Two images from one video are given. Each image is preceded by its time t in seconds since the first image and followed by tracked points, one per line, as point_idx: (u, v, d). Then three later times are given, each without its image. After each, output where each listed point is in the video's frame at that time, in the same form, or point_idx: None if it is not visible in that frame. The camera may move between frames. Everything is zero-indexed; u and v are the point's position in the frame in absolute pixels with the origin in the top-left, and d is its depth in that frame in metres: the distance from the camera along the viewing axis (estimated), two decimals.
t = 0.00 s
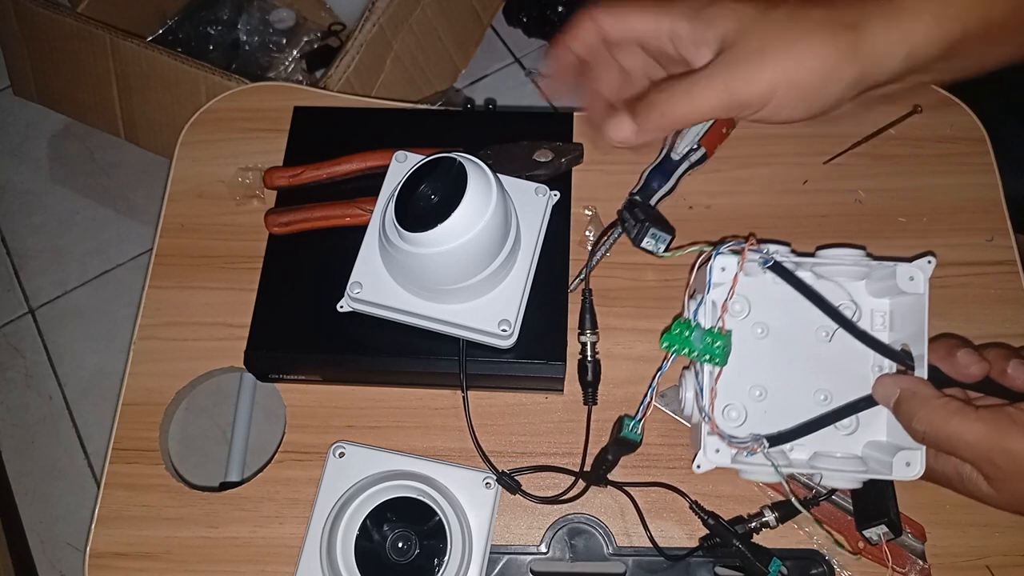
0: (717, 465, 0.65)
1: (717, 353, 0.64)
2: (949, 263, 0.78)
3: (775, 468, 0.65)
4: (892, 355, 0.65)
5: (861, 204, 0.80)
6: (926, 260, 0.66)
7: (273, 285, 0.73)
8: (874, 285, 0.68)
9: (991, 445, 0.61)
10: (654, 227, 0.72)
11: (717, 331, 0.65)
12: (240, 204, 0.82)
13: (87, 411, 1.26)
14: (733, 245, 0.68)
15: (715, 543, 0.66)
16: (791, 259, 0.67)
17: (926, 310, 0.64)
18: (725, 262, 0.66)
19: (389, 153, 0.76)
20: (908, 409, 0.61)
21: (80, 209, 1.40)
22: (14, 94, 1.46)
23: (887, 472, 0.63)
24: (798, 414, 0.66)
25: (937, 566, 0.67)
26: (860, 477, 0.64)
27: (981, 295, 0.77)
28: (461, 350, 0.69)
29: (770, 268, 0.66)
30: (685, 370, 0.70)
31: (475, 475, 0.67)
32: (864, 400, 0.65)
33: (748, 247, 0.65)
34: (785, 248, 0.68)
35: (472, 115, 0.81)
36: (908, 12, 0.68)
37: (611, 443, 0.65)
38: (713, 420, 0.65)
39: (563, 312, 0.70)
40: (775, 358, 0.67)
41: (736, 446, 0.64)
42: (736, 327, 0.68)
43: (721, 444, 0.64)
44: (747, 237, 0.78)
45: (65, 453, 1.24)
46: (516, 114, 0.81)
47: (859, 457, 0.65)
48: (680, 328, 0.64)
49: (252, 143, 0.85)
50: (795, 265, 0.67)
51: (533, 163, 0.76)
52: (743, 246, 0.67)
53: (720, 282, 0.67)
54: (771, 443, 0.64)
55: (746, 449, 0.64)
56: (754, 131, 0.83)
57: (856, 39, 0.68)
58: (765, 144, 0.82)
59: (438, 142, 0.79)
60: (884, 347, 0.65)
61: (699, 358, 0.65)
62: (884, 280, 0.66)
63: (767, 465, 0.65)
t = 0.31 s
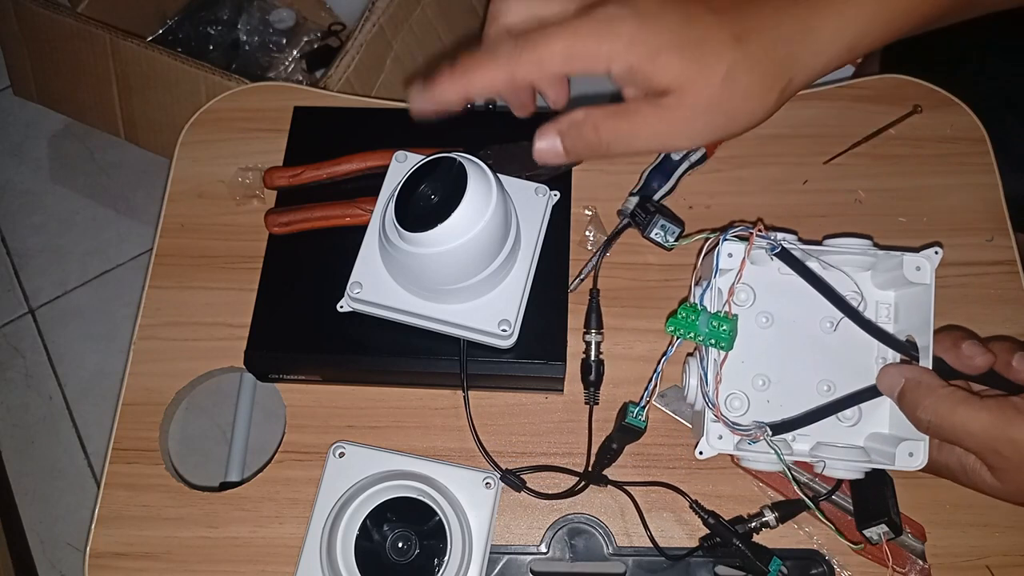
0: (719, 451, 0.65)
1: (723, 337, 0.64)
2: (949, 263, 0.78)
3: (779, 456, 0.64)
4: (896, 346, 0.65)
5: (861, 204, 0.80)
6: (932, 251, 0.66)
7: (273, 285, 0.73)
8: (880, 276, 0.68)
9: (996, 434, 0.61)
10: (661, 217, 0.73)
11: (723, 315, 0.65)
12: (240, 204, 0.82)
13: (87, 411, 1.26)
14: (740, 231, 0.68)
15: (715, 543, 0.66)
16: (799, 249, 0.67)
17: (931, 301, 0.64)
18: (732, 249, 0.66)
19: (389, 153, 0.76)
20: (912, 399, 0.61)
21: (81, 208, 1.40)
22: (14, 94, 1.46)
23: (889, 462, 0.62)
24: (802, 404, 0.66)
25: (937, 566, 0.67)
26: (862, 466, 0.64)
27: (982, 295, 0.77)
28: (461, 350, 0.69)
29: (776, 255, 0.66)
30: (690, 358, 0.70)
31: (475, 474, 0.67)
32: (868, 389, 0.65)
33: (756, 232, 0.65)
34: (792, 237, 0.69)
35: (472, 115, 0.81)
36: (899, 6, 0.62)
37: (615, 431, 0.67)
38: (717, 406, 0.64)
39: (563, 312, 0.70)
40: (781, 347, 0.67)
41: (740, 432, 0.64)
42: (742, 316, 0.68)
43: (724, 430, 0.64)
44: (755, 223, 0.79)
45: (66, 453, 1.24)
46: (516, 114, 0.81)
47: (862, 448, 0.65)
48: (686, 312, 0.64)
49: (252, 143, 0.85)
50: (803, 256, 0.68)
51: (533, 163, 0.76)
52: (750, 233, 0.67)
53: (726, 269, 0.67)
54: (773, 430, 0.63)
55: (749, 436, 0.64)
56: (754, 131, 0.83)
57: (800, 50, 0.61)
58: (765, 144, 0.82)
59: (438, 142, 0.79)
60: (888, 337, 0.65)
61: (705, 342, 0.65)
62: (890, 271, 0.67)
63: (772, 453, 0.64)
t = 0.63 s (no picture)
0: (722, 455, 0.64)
1: (725, 340, 0.65)
2: (948, 263, 0.78)
3: (781, 460, 0.64)
4: (897, 348, 0.65)
5: (861, 204, 0.80)
6: (933, 253, 0.66)
7: (273, 285, 0.73)
8: (880, 279, 0.68)
9: (998, 436, 0.61)
10: (664, 219, 0.74)
11: (724, 318, 0.65)
12: (240, 204, 0.82)
13: (86, 411, 1.26)
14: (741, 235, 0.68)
15: (715, 543, 0.66)
16: (800, 252, 0.67)
17: (932, 302, 0.64)
18: (733, 252, 0.66)
19: (390, 153, 0.76)
20: (915, 402, 0.62)
21: (80, 208, 1.40)
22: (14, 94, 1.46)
23: (891, 465, 0.63)
24: (803, 407, 0.66)
25: (937, 566, 0.67)
26: (864, 470, 0.64)
27: (982, 295, 0.77)
28: (461, 350, 0.69)
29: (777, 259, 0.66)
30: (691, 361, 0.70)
31: (475, 474, 0.67)
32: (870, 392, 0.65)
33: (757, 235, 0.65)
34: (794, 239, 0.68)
35: (472, 115, 0.81)
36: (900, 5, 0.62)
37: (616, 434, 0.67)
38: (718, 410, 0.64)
39: (563, 312, 0.70)
40: (782, 350, 0.67)
41: (741, 436, 0.64)
42: (743, 319, 0.68)
43: (726, 434, 0.64)
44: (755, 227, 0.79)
45: (65, 453, 1.24)
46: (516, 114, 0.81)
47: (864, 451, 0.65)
48: (687, 315, 0.64)
49: (252, 143, 0.85)
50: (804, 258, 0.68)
51: (533, 163, 0.76)
52: (751, 236, 0.67)
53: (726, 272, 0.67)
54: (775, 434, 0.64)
55: (752, 439, 0.64)
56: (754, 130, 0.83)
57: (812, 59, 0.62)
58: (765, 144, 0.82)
59: (438, 142, 0.79)
60: (889, 339, 0.65)
61: (707, 345, 0.65)
62: (891, 273, 0.67)
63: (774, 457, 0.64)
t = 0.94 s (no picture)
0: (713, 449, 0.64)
1: (716, 335, 0.65)
2: (949, 263, 0.78)
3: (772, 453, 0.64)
4: (890, 344, 0.65)
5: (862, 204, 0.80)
6: (926, 249, 0.66)
7: (273, 285, 0.73)
8: (873, 275, 0.68)
9: (987, 434, 0.60)
10: (656, 217, 0.74)
11: (716, 313, 0.65)
12: (240, 204, 0.82)
13: (86, 411, 1.26)
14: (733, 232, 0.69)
15: (715, 543, 0.66)
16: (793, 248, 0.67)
17: (925, 298, 0.65)
18: (726, 247, 0.67)
19: (389, 153, 0.76)
20: (904, 397, 0.62)
21: (80, 208, 1.40)
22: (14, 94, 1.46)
23: (883, 459, 0.63)
24: (796, 402, 0.66)
25: (937, 566, 0.67)
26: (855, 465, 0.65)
27: (982, 295, 0.77)
28: (461, 350, 0.69)
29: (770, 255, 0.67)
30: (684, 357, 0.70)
31: (475, 475, 0.67)
32: (862, 388, 0.65)
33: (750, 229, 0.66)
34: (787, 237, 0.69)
35: (472, 115, 0.81)
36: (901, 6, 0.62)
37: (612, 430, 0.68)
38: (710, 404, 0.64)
39: (563, 312, 0.70)
40: (775, 345, 0.67)
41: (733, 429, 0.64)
42: (735, 313, 0.68)
43: (718, 428, 0.64)
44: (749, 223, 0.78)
45: (66, 453, 1.24)
46: (517, 114, 0.81)
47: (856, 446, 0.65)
48: (679, 310, 0.65)
49: (252, 143, 0.85)
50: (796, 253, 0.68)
51: (533, 163, 0.76)
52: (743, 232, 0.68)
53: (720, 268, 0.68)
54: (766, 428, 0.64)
55: (743, 433, 0.63)
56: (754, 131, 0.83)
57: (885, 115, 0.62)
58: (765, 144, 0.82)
59: (438, 142, 0.79)
60: (881, 335, 0.66)
61: (698, 340, 0.65)
62: (883, 269, 0.67)
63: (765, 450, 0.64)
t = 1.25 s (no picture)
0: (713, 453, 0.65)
1: (717, 340, 0.65)
2: (948, 263, 0.78)
3: (772, 457, 0.64)
4: (890, 347, 0.65)
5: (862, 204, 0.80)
6: (926, 251, 0.66)
7: (273, 285, 0.73)
8: (872, 277, 0.68)
9: (986, 435, 0.59)
10: (656, 219, 0.74)
11: (716, 318, 0.65)
12: (240, 204, 0.82)
13: (87, 411, 1.26)
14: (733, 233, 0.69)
15: (715, 543, 0.66)
16: (794, 251, 0.67)
17: (925, 300, 0.64)
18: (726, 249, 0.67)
19: (389, 153, 0.76)
20: (904, 398, 0.62)
21: (80, 208, 1.40)
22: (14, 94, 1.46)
23: (883, 463, 0.63)
24: (796, 405, 0.66)
25: (937, 566, 0.67)
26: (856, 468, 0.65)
27: (982, 295, 0.77)
28: (461, 350, 0.69)
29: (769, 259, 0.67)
30: (685, 358, 0.70)
31: (475, 474, 0.67)
32: (862, 392, 0.65)
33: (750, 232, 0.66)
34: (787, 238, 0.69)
35: (472, 115, 0.81)
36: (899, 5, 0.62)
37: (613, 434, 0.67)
38: (710, 408, 0.64)
39: (563, 312, 0.70)
40: (775, 348, 0.67)
41: (733, 433, 0.64)
42: (735, 316, 0.68)
43: (718, 432, 0.64)
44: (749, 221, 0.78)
45: (65, 452, 1.24)
46: (516, 114, 0.81)
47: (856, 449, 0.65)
48: (680, 315, 0.65)
49: (251, 143, 0.85)
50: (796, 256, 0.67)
51: (533, 163, 0.76)
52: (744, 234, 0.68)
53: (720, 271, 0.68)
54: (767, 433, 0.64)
55: (743, 437, 0.64)
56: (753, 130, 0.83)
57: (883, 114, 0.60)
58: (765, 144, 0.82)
59: (438, 142, 0.79)
60: (881, 338, 0.66)
61: (699, 345, 0.65)
62: (883, 271, 0.66)
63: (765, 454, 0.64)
